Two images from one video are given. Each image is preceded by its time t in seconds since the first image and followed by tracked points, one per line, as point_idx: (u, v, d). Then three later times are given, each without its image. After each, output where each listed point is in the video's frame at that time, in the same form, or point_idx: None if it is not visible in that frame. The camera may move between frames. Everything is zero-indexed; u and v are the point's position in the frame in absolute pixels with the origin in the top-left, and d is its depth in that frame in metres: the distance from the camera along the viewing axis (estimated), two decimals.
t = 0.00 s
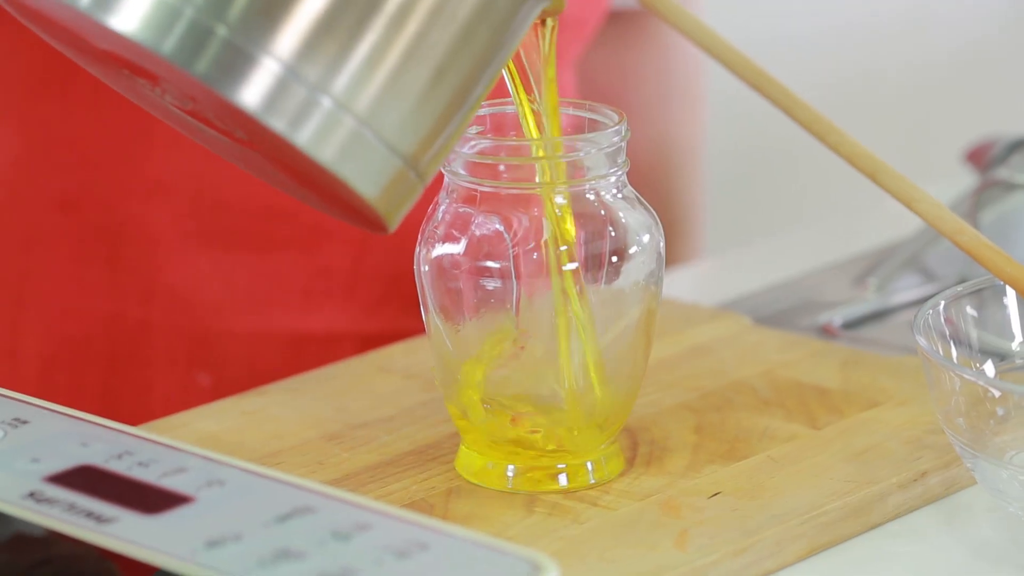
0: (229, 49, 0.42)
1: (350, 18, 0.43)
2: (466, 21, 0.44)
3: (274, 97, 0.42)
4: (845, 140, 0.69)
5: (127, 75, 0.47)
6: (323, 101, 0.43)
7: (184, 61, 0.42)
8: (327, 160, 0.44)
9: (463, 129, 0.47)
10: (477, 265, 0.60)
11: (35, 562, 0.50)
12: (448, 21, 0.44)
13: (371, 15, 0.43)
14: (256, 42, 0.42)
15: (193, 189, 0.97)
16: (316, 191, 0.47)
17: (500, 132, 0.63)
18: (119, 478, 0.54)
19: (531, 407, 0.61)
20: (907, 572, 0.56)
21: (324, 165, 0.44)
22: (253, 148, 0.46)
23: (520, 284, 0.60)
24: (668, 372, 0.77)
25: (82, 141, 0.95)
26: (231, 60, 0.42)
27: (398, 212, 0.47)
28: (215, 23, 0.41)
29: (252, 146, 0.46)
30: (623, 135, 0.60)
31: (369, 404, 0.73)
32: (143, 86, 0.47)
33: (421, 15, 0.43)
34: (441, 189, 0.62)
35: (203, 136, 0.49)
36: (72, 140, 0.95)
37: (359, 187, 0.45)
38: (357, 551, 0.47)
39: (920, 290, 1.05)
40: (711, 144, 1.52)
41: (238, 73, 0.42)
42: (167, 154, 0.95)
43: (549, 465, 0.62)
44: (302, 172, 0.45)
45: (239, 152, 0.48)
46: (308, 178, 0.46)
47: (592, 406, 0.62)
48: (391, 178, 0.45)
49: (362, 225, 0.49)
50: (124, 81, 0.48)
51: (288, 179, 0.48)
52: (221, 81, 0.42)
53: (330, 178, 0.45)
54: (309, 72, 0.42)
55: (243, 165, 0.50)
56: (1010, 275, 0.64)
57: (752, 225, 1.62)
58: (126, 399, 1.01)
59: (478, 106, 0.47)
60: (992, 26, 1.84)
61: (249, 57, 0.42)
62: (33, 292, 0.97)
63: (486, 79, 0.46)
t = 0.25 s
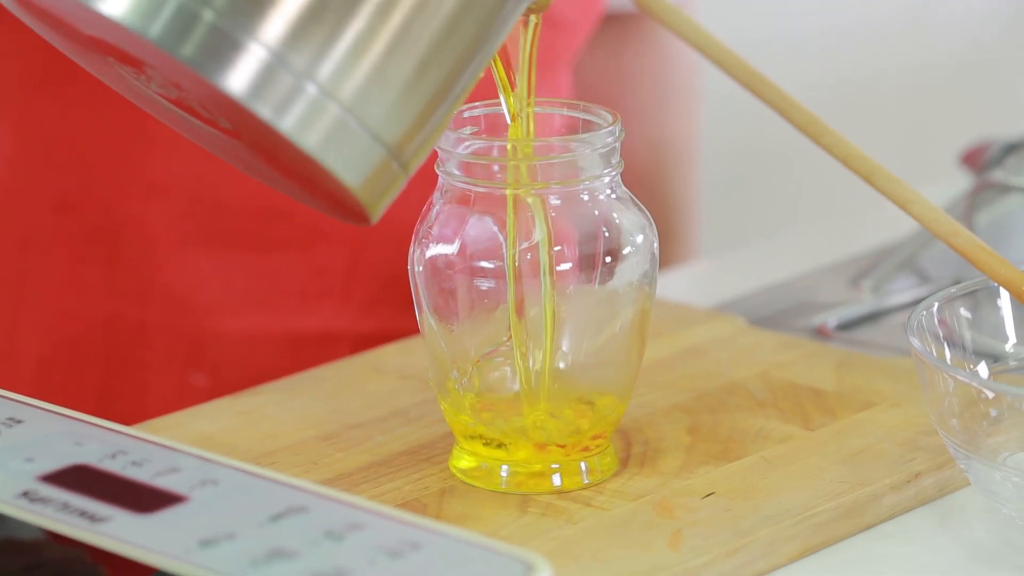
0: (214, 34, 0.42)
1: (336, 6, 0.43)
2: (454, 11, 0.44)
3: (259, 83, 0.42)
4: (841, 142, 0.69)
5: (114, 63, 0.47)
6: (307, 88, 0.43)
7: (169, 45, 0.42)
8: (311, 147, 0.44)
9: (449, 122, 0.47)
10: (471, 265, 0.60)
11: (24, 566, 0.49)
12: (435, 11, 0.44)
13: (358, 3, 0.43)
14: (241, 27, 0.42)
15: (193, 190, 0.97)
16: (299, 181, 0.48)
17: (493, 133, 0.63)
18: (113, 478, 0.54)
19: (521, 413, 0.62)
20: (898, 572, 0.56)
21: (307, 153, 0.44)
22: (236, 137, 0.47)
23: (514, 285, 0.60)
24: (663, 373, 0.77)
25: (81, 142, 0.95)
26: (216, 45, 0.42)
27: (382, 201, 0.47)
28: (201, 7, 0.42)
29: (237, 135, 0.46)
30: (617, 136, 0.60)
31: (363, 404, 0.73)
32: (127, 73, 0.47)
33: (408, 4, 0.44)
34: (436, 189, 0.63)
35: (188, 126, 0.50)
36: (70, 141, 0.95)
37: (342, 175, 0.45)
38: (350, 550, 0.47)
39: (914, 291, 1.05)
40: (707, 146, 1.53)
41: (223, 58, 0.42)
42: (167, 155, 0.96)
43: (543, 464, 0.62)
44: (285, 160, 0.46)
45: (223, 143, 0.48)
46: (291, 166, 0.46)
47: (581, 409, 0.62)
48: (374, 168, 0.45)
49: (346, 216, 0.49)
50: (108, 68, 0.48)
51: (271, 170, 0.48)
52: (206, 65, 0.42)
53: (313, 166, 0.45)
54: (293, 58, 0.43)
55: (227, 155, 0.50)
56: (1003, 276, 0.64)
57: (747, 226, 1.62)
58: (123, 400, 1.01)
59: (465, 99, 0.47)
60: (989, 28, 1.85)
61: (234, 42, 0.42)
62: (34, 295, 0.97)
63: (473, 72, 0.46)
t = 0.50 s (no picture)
0: (213, 12, 0.42)
1: None
2: None
3: (257, 62, 0.43)
4: (837, 146, 0.69)
5: (112, 50, 0.47)
6: (305, 68, 0.43)
7: (168, 23, 0.42)
8: (308, 128, 0.44)
9: (446, 109, 0.47)
10: (467, 270, 0.60)
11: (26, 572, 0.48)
12: None
13: None
14: (239, 6, 0.42)
15: (191, 191, 0.97)
16: (295, 168, 0.48)
17: (491, 137, 0.63)
18: (108, 480, 0.54)
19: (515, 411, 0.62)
20: None
21: (304, 133, 0.44)
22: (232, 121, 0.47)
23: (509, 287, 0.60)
24: (658, 377, 0.77)
25: (80, 144, 0.95)
26: (214, 23, 0.42)
27: (378, 187, 0.47)
28: None
29: (234, 120, 0.46)
30: (613, 140, 0.60)
31: (359, 408, 0.73)
32: (123, 57, 0.47)
33: None
34: (432, 192, 0.63)
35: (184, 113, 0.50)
36: (69, 142, 0.94)
37: (338, 158, 0.45)
38: (345, 553, 0.47)
39: (910, 296, 1.05)
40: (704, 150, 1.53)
41: (221, 37, 0.42)
42: (166, 157, 0.96)
43: (538, 468, 0.62)
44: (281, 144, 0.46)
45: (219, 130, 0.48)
46: (287, 151, 0.46)
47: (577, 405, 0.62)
48: (371, 151, 0.45)
49: (341, 204, 0.49)
50: (107, 54, 0.48)
51: (267, 156, 0.48)
52: (204, 44, 0.42)
53: (309, 148, 0.45)
54: (291, 38, 0.43)
55: (222, 144, 0.50)
56: (997, 282, 0.63)
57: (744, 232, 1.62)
58: (119, 402, 1.01)
59: (461, 87, 0.47)
60: (986, 33, 1.85)
61: (232, 21, 0.42)
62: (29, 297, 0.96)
63: (469, 59, 0.46)
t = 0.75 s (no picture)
0: None
1: None
2: None
3: (264, 21, 0.43)
4: (836, 143, 0.69)
5: (116, 14, 0.47)
6: (312, 26, 0.43)
7: None
8: (315, 87, 0.44)
9: (449, 76, 0.48)
10: (468, 266, 0.60)
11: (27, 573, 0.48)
12: None
13: None
14: None
15: (190, 188, 0.97)
16: (298, 133, 0.48)
17: (491, 133, 0.63)
18: (109, 476, 0.54)
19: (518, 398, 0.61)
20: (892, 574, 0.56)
21: (310, 92, 0.44)
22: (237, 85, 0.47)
23: (510, 283, 0.60)
24: (658, 375, 0.77)
25: (79, 141, 0.95)
26: None
27: (381, 152, 0.47)
28: None
29: (238, 83, 0.46)
30: (614, 136, 0.60)
31: (359, 404, 0.73)
32: (126, 22, 0.48)
33: None
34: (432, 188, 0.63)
35: (187, 83, 0.50)
36: (68, 140, 0.94)
37: (344, 119, 0.45)
38: (345, 549, 0.47)
39: (910, 294, 1.05)
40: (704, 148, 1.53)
41: None
42: (166, 154, 0.96)
43: (539, 464, 0.62)
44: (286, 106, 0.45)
45: (223, 98, 0.49)
46: (292, 114, 0.46)
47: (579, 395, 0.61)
48: (376, 113, 0.45)
49: (344, 171, 0.49)
50: (109, 20, 0.48)
51: (271, 122, 0.48)
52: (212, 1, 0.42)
53: (315, 110, 0.45)
54: None
55: (225, 112, 0.50)
56: (997, 279, 0.63)
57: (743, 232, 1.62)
58: (120, 399, 1.01)
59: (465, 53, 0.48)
60: (986, 32, 1.85)
61: None
62: (31, 290, 0.97)
63: (472, 25, 0.47)
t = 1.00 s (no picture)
0: None
1: None
2: None
3: None
4: (837, 143, 0.69)
5: None
6: None
7: None
8: (318, 51, 0.45)
9: (446, 51, 0.49)
10: (467, 266, 0.60)
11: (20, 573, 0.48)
12: None
13: None
14: None
15: (190, 186, 0.97)
16: (301, 102, 0.49)
17: (492, 133, 0.63)
18: (108, 474, 0.54)
19: (521, 393, 0.60)
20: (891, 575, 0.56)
21: (312, 56, 0.45)
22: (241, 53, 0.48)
23: (511, 284, 0.60)
24: (658, 375, 0.77)
25: (79, 139, 0.94)
26: None
27: (382, 121, 0.48)
28: None
29: (239, 49, 0.48)
30: (614, 136, 0.60)
31: (358, 403, 0.73)
32: None
33: None
34: (433, 187, 0.63)
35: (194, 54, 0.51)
36: (69, 139, 0.94)
37: (346, 84, 0.46)
38: (344, 548, 0.47)
39: (910, 295, 1.05)
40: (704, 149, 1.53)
41: None
42: (166, 152, 0.96)
43: (538, 463, 0.62)
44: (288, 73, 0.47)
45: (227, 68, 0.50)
46: (294, 82, 0.47)
47: (581, 394, 0.61)
48: (377, 80, 0.46)
49: (346, 141, 0.50)
50: None
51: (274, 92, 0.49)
52: None
53: (317, 75, 0.46)
54: None
55: (229, 85, 0.51)
56: (997, 280, 0.63)
57: (742, 232, 1.62)
58: (119, 398, 1.01)
59: (461, 29, 0.49)
60: (986, 33, 1.85)
61: None
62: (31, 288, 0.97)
63: None
